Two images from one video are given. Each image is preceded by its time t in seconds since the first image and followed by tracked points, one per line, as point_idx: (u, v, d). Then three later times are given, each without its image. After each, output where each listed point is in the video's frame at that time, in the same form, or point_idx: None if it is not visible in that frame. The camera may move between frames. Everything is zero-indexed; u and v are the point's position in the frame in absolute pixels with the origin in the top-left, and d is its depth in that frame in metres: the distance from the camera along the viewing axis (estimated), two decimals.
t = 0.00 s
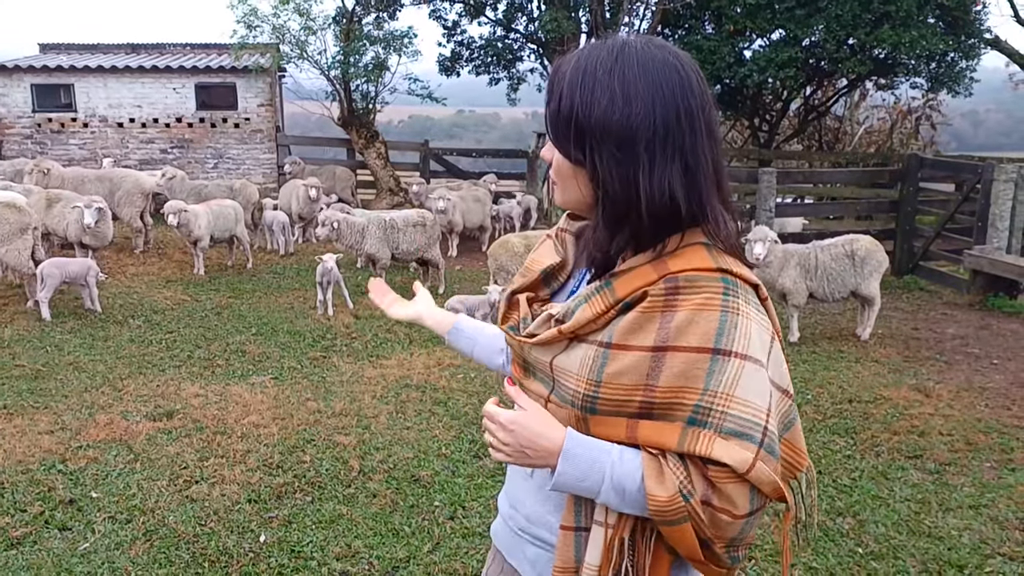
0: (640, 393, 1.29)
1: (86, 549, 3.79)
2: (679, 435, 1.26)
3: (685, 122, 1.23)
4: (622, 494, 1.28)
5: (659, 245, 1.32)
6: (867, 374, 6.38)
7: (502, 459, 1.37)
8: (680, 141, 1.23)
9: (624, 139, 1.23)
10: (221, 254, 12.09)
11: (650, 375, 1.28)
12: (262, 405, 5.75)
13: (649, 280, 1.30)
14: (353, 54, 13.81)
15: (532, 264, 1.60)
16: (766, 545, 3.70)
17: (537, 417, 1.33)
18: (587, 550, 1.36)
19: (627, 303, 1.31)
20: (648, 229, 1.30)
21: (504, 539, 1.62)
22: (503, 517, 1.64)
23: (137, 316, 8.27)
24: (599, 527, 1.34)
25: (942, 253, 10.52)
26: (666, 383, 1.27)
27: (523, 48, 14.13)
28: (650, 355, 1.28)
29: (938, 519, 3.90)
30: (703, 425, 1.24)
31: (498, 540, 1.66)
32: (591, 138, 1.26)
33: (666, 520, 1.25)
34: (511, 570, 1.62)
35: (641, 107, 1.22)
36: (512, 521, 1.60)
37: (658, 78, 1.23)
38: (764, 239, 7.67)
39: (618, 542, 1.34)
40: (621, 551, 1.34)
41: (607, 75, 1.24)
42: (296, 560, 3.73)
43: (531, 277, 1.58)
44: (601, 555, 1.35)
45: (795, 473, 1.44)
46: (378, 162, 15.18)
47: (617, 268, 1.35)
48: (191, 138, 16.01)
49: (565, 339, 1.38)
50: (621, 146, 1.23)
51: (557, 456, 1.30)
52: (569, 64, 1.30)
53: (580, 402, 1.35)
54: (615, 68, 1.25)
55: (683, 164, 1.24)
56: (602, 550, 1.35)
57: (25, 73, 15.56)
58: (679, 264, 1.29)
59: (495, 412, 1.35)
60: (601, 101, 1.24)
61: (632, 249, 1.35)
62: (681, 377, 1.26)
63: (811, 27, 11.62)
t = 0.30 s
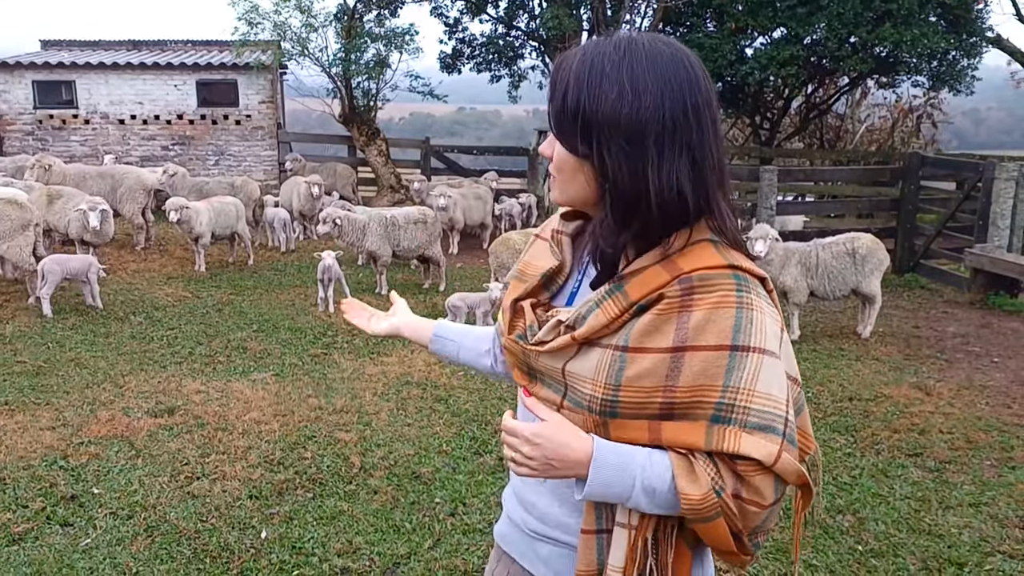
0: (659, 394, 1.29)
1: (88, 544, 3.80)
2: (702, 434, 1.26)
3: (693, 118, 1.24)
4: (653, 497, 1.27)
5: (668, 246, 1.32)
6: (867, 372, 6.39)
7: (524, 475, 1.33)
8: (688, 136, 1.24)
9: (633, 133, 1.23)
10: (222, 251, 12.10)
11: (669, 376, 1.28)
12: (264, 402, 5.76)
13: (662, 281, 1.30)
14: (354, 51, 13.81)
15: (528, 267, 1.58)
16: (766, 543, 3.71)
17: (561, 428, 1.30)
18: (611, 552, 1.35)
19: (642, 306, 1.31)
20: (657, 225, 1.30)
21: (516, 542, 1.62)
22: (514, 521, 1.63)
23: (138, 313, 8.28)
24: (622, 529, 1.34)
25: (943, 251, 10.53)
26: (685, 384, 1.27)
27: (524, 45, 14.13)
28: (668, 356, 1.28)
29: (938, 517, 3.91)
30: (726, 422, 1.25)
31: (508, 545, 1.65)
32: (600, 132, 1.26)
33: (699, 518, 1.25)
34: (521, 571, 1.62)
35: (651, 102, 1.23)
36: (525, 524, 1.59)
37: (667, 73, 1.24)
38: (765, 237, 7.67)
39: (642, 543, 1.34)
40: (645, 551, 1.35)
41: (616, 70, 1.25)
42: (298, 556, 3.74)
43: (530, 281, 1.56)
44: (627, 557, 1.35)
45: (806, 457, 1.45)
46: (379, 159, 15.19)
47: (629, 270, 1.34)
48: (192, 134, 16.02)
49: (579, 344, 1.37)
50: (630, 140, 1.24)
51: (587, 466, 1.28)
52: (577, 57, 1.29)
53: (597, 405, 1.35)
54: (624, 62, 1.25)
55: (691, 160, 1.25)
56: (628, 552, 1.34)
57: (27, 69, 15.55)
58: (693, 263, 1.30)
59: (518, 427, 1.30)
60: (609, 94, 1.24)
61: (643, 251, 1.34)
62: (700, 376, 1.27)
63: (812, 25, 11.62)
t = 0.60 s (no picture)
0: (667, 389, 1.30)
1: (91, 541, 3.82)
2: (710, 430, 1.28)
3: (698, 116, 1.25)
4: (669, 494, 1.28)
5: (675, 243, 1.33)
6: (867, 370, 6.40)
7: (540, 478, 1.32)
8: (694, 135, 1.25)
9: (639, 133, 1.24)
10: (223, 249, 12.11)
11: (676, 372, 1.29)
12: (266, 399, 5.78)
13: (671, 278, 1.31)
14: (355, 49, 13.82)
15: (535, 260, 1.58)
16: (767, 540, 3.73)
17: (576, 427, 1.30)
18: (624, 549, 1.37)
19: (651, 302, 1.32)
20: (665, 223, 1.30)
21: (522, 539, 1.63)
22: (520, 517, 1.64)
23: (140, 310, 8.30)
24: (634, 527, 1.35)
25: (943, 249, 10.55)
26: (693, 380, 1.29)
27: (525, 43, 14.14)
28: (676, 353, 1.29)
29: (938, 514, 3.92)
30: (734, 418, 1.27)
31: (513, 543, 1.66)
32: (606, 132, 1.27)
33: (716, 513, 1.27)
34: (527, 569, 1.63)
35: (656, 101, 1.24)
36: (531, 521, 1.60)
37: (672, 72, 1.25)
38: (766, 235, 7.69)
39: (654, 539, 1.36)
40: (658, 547, 1.36)
41: (620, 69, 1.26)
42: (300, 553, 3.75)
43: (537, 274, 1.55)
44: (640, 554, 1.36)
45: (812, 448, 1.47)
46: (379, 157, 15.20)
47: (638, 265, 1.35)
48: (193, 133, 16.04)
49: (587, 339, 1.38)
50: (636, 140, 1.25)
51: (605, 466, 1.28)
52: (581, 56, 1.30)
53: (603, 400, 1.35)
54: (628, 62, 1.26)
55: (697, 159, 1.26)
56: (640, 549, 1.36)
57: (28, 67, 15.56)
58: (701, 260, 1.31)
59: (535, 431, 1.29)
60: (614, 93, 1.25)
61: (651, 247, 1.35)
62: (708, 372, 1.28)
63: (813, 23, 11.63)
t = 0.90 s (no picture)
0: (658, 391, 1.32)
1: (93, 539, 3.83)
2: (698, 434, 1.29)
3: (698, 120, 1.25)
4: (654, 493, 1.30)
5: (674, 246, 1.34)
6: (866, 368, 6.42)
7: (529, 467, 1.37)
8: (693, 139, 1.25)
9: (638, 139, 1.25)
10: (222, 247, 12.11)
11: (668, 374, 1.31)
12: (266, 397, 5.78)
13: (669, 281, 1.32)
14: (353, 46, 13.82)
15: (549, 259, 1.61)
16: (767, 537, 3.75)
17: (565, 422, 1.34)
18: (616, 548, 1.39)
19: (647, 304, 1.34)
20: (665, 229, 1.32)
21: (525, 531, 1.65)
22: (524, 508, 1.66)
23: (139, 308, 8.30)
24: (626, 526, 1.37)
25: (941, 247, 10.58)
26: (684, 383, 1.30)
27: (523, 41, 14.15)
28: (668, 354, 1.31)
29: (937, 512, 3.94)
30: (721, 423, 1.28)
31: (516, 534, 1.68)
32: (606, 138, 1.28)
33: (700, 516, 1.28)
34: (532, 562, 1.64)
35: (655, 107, 1.24)
36: (532, 513, 1.62)
37: (671, 79, 1.25)
38: (765, 233, 7.71)
39: (644, 539, 1.38)
40: (649, 547, 1.38)
41: (621, 75, 1.27)
42: (301, 550, 3.76)
43: (549, 273, 1.59)
44: (630, 552, 1.38)
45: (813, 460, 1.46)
46: (378, 155, 15.19)
47: (638, 268, 1.37)
48: (191, 130, 16.03)
49: (585, 337, 1.40)
50: (634, 147, 1.26)
51: (590, 459, 1.32)
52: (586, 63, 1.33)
53: (598, 398, 1.38)
54: (629, 68, 1.27)
55: (697, 163, 1.26)
56: (631, 548, 1.38)
57: (26, 65, 15.54)
58: (700, 265, 1.32)
59: (524, 421, 1.34)
60: (613, 100, 1.27)
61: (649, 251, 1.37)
62: (700, 376, 1.30)
63: (811, 21, 11.65)
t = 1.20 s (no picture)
0: (651, 389, 1.33)
1: (94, 538, 3.82)
2: (689, 433, 1.30)
3: (700, 117, 1.24)
4: (640, 488, 1.32)
5: (674, 246, 1.36)
6: (862, 364, 6.44)
7: (522, 454, 1.41)
8: (695, 136, 1.25)
9: (640, 135, 1.26)
10: (218, 245, 12.08)
11: (663, 372, 1.32)
12: (264, 396, 5.78)
13: (665, 279, 1.34)
14: (348, 44, 13.80)
15: (564, 258, 1.64)
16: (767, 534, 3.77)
17: (557, 414, 1.37)
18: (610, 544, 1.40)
19: (644, 302, 1.35)
20: (664, 227, 1.33)
21: (534, 520, 1.66)
22: (533, 499, 1.67)
23: (135, 307, 8.28)
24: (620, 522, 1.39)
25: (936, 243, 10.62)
26: (678, 382, 1.31)
27: (518, 38, 14.16)
28: (662, 353, 1.32)
29: (936, 508, 3.96)
30: (712, 423, 1.28)
31: (526, 523, 1.70)
32: (609, 134, 1.29)
33: (683, 514, 1.29)
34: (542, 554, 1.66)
35: (657, 102, 1.25)
36: (539, 504, 1.64)
37: (676, 74, 1.26)
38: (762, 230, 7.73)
39: (638, 535, 1.39)
40: (642, 545, 1.39)
41: (625, 71, 1.28)
42: (302, 549, 3.76)
43: (561, 271, 1.62)
44: (623, 549, 1.39)
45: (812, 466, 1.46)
46: (373, 153, 15.17)
47: (638, 267, 1.38)
48: (185, 128, 16.00)
49: (586, 335, 1.43)
50: (636, 142, 1.26)
51: (577, 450, 1.34)
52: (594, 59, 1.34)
53: (595, 394, 1.40)
54: (634, 65, 1.27)
55: (699, 159, 1.26)
56: (624, 545, 1.39)
57: (20, 64, 15.49)
58: (698, 263, 1.32)
59: (516, 409, 1.39)
60: (616, 94, 1.27)
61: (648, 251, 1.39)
62: (694, 376, 1.30)
63: (805, 18, 11.70)
